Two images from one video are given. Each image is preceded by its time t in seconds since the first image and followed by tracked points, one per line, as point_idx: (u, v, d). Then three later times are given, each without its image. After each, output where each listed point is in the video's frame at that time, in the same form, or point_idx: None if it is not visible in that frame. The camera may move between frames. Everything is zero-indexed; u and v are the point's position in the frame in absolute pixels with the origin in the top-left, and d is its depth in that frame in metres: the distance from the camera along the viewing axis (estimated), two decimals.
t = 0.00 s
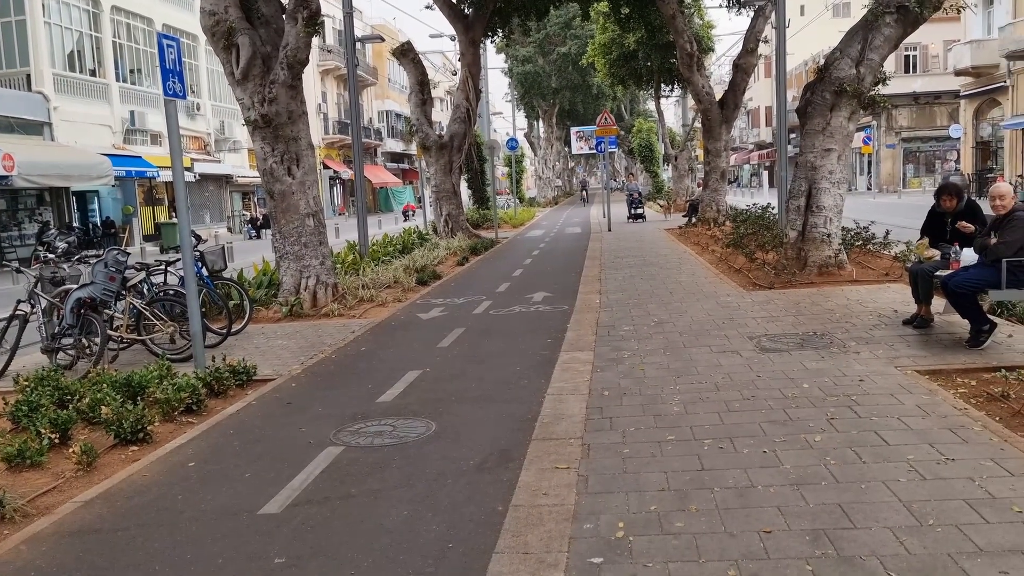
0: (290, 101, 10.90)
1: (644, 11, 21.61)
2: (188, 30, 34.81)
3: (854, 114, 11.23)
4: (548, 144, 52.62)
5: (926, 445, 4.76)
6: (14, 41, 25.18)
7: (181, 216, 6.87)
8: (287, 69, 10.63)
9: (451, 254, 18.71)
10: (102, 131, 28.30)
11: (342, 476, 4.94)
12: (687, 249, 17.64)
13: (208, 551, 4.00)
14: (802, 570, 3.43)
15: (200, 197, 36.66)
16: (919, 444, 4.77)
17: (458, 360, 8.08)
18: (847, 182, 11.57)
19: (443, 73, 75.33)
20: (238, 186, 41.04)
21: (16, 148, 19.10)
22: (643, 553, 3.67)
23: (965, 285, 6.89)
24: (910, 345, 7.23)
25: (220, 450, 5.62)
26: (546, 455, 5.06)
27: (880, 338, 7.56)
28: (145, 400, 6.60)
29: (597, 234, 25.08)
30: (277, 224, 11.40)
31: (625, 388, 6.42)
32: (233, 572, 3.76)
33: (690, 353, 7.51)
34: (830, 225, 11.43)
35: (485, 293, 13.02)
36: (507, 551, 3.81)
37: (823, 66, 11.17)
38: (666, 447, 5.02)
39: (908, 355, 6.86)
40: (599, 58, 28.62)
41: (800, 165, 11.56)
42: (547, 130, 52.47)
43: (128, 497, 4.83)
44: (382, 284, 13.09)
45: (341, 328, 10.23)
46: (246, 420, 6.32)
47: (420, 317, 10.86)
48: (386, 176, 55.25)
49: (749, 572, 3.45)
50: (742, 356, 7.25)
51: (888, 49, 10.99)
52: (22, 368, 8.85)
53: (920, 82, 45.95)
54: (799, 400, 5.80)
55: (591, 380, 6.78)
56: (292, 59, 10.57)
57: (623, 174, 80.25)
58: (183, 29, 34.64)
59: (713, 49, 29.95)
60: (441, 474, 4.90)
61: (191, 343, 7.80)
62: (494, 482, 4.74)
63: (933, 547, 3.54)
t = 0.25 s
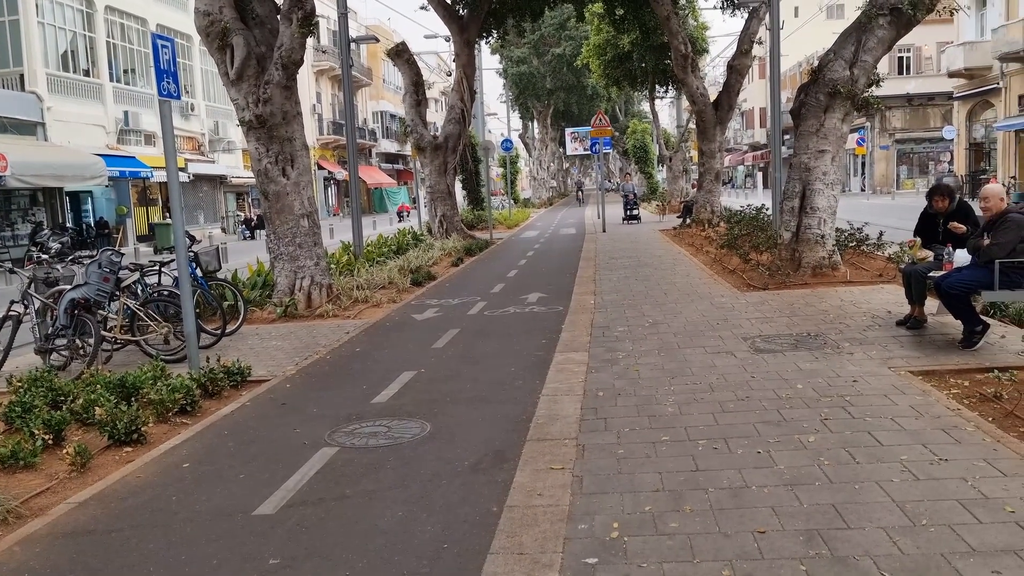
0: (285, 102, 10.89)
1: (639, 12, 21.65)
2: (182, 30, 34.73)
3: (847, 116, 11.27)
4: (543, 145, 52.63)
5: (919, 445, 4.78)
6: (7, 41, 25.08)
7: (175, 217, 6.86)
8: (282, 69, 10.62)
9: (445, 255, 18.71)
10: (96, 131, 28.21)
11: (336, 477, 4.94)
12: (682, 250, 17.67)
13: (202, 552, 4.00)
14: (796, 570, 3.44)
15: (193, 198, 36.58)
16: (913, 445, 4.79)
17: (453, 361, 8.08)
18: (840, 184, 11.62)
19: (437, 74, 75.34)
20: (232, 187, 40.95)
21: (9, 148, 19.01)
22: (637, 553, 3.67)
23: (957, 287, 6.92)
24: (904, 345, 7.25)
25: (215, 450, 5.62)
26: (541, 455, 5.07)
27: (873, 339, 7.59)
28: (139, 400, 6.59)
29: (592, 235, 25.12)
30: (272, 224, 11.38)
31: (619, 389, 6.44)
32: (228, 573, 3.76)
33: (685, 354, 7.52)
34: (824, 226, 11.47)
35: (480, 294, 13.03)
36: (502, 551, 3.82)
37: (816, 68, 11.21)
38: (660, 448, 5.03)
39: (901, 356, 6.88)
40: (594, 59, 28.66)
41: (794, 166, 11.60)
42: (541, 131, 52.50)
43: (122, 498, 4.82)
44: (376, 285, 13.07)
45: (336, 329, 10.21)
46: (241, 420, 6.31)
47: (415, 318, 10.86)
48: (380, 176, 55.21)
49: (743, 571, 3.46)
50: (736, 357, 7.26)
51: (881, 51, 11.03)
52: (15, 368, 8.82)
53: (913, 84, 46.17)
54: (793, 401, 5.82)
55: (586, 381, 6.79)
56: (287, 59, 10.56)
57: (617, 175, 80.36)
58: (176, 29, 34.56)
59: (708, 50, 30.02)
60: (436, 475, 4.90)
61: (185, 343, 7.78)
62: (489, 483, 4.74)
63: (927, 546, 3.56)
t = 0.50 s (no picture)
0: (281, 102, 10.88)
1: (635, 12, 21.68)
2: (178, 30, 34.67)
3: (844, 116, 11.29)
4: (540, 145, 52.66)
5: (914, 445, 4.80)
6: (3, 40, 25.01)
7: (171, 217, 6.85)
8: (278, 69, 10.61)
9: (441, 255, 18.71)
10: (91, 131, 28.15)
11: (333, 477, 4.94)
12: (678, 250, 17.70)
13: (199, 551, 4.00)
14: (792, 569, 3.45)
15: (189, 198, 36.52)
16: (908, 444, 4.80)
17: (450, 360, 8.08)
18: (837, 184, 11.64)
19: (434, 74, 75.33)
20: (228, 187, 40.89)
21: (4, 147, 18.94)
22: (634, 553, 3.68)
23: (952, 288, 6.95)
24: (899, 345, 7.27)
25: (211, 450, 5.61)
26: (537, 455, 5.07)
27: (869, 339, 7.61)
28: (135, 400, 6.58)
29: (588, 235, 25.13)
30: (268, 224, 11.37)
31: (616, 389, 6.45)
32: (224, 573, 3.76)
33: (681, 354, 7.53)
34: (820, 226, 11.49)
35: (477, 294, 13.03)
36: (499, 551, 3.82)
37: (813, 68, 11.23)
38: (657, 448, 5.04)
39: (897, 356, 6.90)
40: (590, 59, 28.67)
41: (789, 167, 11.62)
42: (538, 131, 52.53)
43: (118, 497, 4.81)
44: (373, 285, 13.07)
45: (333, 329, 10.21)
46: (238, 420, 6.30)
47: (411, 318, 10.86)
48: (377, 176, 55.18)
49: (739, 571, 3.46)
50: (733, 357, 7.27)
51: (877, 51, 11.05)
52: (10, 368, 8.80)
53: (909, 84, 46.26)
54: (789, 401, 5.83)
55: (582, 381, 6.80)
56: (283, 59, 10.55)
57: (614, 175, 80.42)
58: (173, 29, 34.50)
59: (704, 50, 30.05)
60: (433, 475, 4.90)
61: (181, 343, 7.77)
62: (486, 483, 4.74)
63: (922, 546, 3.57)
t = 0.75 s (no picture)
0: (279, 101, 10.88)
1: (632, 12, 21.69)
2: (175, 29, 34.62)
3: (841, 115, 11.30)
4: (537, 145, 52.68)
5: (911, 444, 4.81)
6: None
7: (168, 216, 6.84)
8: (275, 69, 10.60)
9: (439, 254, 18.71)
10: (88, 130, 28.10)
11: (331, 477, 4.94)
12: (675, 249, 17.71)
13: (197, 551, 4.00)
14: (789, 568, 3.46)
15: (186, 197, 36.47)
16: (905, 443, 4.81)
17: (448, 360, 8.08)
18: (834, 184, 11.65)
19: (431, 73, 75.29)
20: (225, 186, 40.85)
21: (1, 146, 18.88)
22: (631, 552, 3.69)
23: (950, 287, 6.95)
24: (896, 345, 7.27)
25: (209, 450, 5.61)
26: (534, 455, 5.07)
27: (866, 338, 7.62)
28: (133, 400, 6.58)
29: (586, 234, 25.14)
30: (265, 224, 11.35)
31: (613, 388, 6.45)
32: (221, 572, 3.75)
33: (679, 353, 7.54)
34: (817, 225, 11.50)
35: (474, 293, 13.02)
36: (496, 550, 3.82)
37: (810, 68, 11.24)
38: (654, 447, 5.04)
39: (894, 356, 6.90)
40: (588, 59, 28.68)
41: (787, 166, 11.63)
42: (535, 130, 52.53)
43: (115, 497, 4.81)
44: (370, 285, 13.07)
45: (330, 328, 10.20)
46: (235, 420, 6.30)
47: (408, 317, 10.85)
48: (374, 176, 55.14)
49: (737, 571, 3.46)
50: (730, 356, 7.28)
51: (874, 51, 11.06)
52: (7, 368, 8.78)
53: (906, 84, 46.31)
54: (786, 400, 5.84)
55: (580, 380, 6.80)
56: (281, 58, 10.54)
57: (611, 175, 80.41)
58: (170, 28, 34.45)
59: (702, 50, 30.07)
60: (431, 474, 4.91)
61: (179, 343, 7.76)
62: (483, 482, 4.74)
63: (918, 545, 3.58)
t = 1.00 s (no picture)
0: (276, 100, 10.86)
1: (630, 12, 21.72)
2: (172, 28, 34.58)
3: (839, 115, 11.31)
4: (535, 144, 52.65)
5: (908, 443, 4.81)
6: None
7: (166, 215, 6.83)
8: (273, 68, 10.58)
9: (437, 254, 18.68)
10: (85, 129, 28.05)
11: (329, 476, 4.93)
12: (673, 249, 17.74)
13: (194, 550, 3.99)
14: (788, 568, 3.45)
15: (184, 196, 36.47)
16: (902, 442, 4.82)
17: (446, 359, 8.09)
18: (832, 183, 11.66)
19: (429, 73, 75.33)
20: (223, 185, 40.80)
21: None
22: (629, 551, 3.69)
23: (947, 287, 6.97)
24: (893, 344, 7.28)
25: (206, 449, 5.60)
26: (532, 454, 5.07)
27: (864, 337, 7.64)
28: (130, 399, 6.57)
29: (584, 234, 25.18)
30: (263, 223, 11.34)
31: (611, 387, 6.46)
32: (219, 572, 3.75)
33: (677, 352, 7.54)
34: (815, 225, 11.52)
35: (472, 292, 13.04)
36: (494, 549, 3.82)
37: (808, 67, 11.25)
38: (652, 446, 5.04)
39: (892, 354, 6.91)
40: (586, 59, 28.71)
41: (784, 166, 11.63)
42: (533, 130, 52.55)
43: (112, 496, 4.80)
44: (368, 284, 13.08)
45: (327, 327, 10.20)
46: (232, 419, 6.29)
47: (406, 317, 10.85)
48: (372, 175, 55.14)
49: (735, 570, 3.46)
50: (728, 355, 7.29)
51: (871, 51, 11.08)
52: (4, 367, 8.77)
53: (903, 84, 46.41)
54: (784, 399, 5.85)
55: (578, 379, 6.80)
56: (279, 57, 10.52)
57: (609, 174, 80.50)
58: (167, 27, 34.41)
59: (700, 50, 30.11)
60: (429, 473, 4.91)
61: (176, 342, 7.75)
62: (482, 481, 4.74)
63: (916, 544, 3.58)
